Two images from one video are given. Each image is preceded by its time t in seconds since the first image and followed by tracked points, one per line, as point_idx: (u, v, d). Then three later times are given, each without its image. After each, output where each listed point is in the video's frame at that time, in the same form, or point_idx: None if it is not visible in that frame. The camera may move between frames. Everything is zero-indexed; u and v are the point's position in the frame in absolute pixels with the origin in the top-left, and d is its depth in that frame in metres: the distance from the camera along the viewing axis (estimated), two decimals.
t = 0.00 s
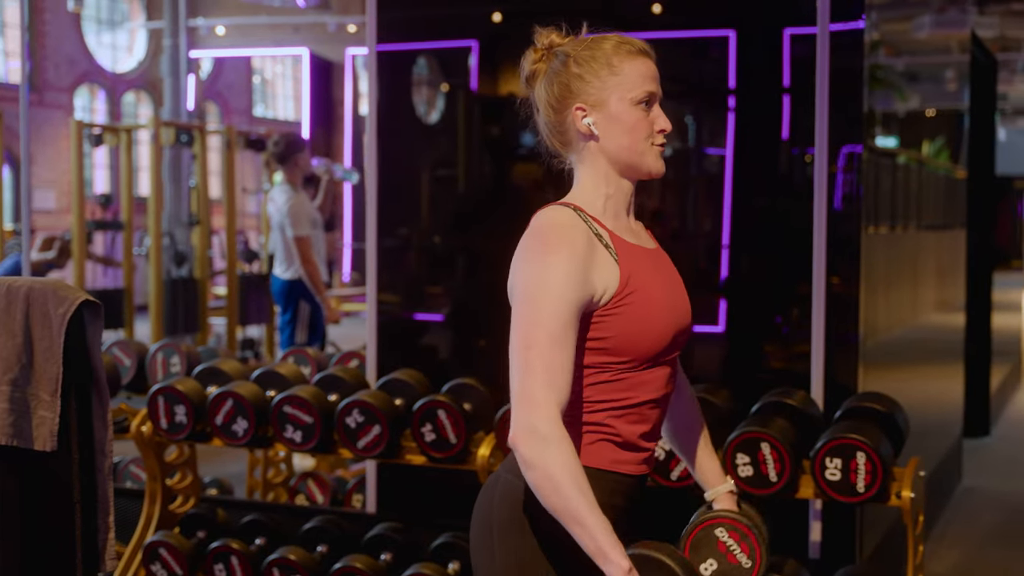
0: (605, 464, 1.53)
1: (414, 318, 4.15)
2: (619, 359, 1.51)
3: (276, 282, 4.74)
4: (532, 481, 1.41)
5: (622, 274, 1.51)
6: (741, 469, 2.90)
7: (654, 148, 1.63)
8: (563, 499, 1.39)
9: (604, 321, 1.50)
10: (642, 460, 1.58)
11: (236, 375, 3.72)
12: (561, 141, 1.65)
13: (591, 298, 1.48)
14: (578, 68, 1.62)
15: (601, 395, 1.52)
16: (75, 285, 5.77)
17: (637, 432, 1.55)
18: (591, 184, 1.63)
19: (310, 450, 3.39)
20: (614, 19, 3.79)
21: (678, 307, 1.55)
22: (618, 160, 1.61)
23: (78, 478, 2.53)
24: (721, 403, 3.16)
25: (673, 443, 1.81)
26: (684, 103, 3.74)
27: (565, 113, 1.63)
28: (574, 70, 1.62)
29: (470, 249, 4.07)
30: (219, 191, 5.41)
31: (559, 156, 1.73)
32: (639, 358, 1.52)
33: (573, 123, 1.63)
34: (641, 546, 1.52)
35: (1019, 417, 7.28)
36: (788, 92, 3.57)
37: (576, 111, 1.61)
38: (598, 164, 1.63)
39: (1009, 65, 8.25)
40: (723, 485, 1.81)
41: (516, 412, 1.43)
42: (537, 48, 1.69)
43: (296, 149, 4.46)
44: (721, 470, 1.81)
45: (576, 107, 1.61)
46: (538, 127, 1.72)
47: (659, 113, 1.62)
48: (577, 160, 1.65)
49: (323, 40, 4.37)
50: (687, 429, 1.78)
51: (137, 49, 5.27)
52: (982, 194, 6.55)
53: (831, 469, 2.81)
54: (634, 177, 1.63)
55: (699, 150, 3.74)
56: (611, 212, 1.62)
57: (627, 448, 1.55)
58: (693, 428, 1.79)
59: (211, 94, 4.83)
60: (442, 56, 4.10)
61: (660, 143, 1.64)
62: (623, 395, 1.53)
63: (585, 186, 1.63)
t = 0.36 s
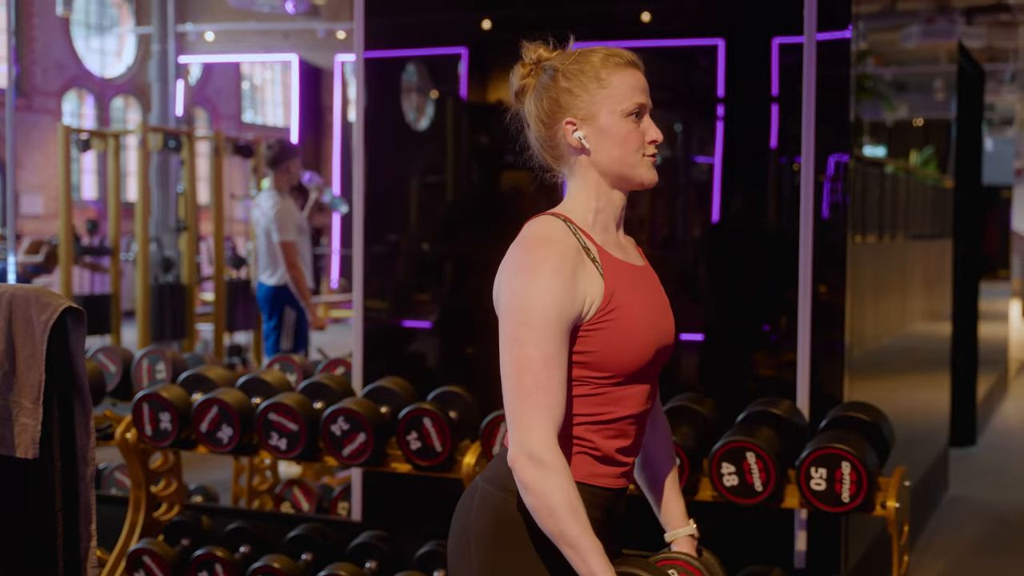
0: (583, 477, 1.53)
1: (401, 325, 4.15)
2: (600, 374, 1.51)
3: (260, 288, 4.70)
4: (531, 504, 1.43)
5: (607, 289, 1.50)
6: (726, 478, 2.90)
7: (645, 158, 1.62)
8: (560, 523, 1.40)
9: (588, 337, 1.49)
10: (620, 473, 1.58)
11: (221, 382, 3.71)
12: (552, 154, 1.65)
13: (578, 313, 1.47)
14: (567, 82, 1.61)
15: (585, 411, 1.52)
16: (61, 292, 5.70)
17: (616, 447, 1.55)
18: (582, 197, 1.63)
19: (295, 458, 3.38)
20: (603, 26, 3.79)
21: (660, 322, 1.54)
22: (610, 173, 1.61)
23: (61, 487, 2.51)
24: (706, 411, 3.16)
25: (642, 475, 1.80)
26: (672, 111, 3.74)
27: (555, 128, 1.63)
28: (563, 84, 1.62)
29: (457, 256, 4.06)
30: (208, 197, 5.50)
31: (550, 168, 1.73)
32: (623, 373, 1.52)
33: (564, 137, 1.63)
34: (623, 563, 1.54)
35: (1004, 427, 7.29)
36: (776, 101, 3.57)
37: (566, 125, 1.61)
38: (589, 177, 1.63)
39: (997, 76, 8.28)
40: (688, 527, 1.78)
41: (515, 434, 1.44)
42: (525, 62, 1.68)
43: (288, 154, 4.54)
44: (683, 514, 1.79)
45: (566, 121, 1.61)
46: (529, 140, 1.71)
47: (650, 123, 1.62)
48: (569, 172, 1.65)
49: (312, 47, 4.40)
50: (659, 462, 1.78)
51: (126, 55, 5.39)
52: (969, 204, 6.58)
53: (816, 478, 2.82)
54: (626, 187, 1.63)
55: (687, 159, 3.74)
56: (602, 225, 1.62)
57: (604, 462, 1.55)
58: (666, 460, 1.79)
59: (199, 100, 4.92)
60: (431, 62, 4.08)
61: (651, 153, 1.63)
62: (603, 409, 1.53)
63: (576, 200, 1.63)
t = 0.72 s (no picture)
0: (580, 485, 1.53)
1: (405, 331, 4.14)
2: (601, 382, 1.51)
3: (264, 294, 4.71)
4: (546, 514, 1.43)
5: (609, 297, 1.50)
6: (731, 485, 2.90)
7: (650, 169, 1.62)
8: (574, 533, 1.42)
9: (591, 346, 1.49)
10: (616, 481, 1.58)
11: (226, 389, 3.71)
12: (558, 163, 1.65)
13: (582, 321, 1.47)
14: (576, 91, 1.62)
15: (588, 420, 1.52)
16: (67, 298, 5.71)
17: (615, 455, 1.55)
18: (585, 206, 1.62)
19: (300, 464, 3.37)
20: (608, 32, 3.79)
21: (660, 331, 1.54)
22: (615, 183, 1.61)
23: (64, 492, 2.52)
24: (710, 418, 3.16)
25: (636, 490, 1.81)
26: (677, 118, 3.75)
27: (562, 136, 1.63)
28: (571, 93, 1.62)
29: (462, 262, 4.06)
30: (212, 204, 5.31)
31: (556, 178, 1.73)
32: (626, 381, 1.52)
33: (570, 145, 1.63)
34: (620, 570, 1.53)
35: (1009, 434, 7.27)
36: (781, 107, 3.57)
37: (573, 132, 1.61)
38: (593, 186, 1.62)
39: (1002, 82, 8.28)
40: (676, 546, 1.76)
41: (527, 443, 1.45)
42: (534, 69, 1.68)
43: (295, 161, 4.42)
44: (675, 532, 1.77)
45: (572, 129, 1.61)
46: (535, 149, 1.71)
47: (658, 134, 1.62)
48: (573, 181, 1.64)
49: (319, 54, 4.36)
50: (652, 475, 1.79)
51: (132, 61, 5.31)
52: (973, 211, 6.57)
53: (820, 485, 2.81)
54: (630, 199, 1.63)
55: (692, 165, 3.74)
56: (606, 233, 1.62)
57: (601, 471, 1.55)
58: (660, 474, 1.79)
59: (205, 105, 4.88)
60: (435, 67, 4.08)
61: (656, 165, 1.63)
62: (604, 417, 1.53)
63: (580, 208, 1.62)
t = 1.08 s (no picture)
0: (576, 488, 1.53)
1: (408, 334, 4.14)
2: (600, 384, 1.50)
3: (266, 295, 4.67)
4: (548, 517, 1.43)
5: (608, 299, 1.50)
6: (733, 488, 2.89)
7: (649, 172, 1.62)
8: (576, 536, 1.42)
9: (589, 348, 1.49)
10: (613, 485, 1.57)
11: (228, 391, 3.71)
12: (557, 164, 1.65)
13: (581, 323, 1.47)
14: (576, 93, 1.61)
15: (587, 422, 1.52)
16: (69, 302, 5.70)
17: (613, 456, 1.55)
18: (583, 207, 1.62)
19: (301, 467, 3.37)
20: (612, 36, 3.79)
21: (659, 332, 1.54)
22: (614, 186, 1.61)
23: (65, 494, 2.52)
24: (711, 421, 3.16)
25: (639, 490, 1.81)
26: (681, 120, 3.74)
27: (561, 137, 1.63)
28: (571, 94, 1.62)
29: (465, 265, 4.06)
30: (216, 207, 5.31)
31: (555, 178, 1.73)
32: (625, 382, 1.51)
33: (570, 147, 1.63)
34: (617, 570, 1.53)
35: (1013, 438, 7.26)
36: (785, 110, 3.57)
37: (573, 134, 1.61)
38: (591, 188, 1.62)
39: (1004, 86, 8.28)
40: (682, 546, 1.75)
41: (528, 447, 1.45)
42: (536, 69, 1.68)
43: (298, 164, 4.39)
44: (680, 532, 1.76)
45: (572, 131, 1.61)
46: (535, 149, 1.71)
47: (658, 138, 1.62)
48: (572, 182, 1.64)
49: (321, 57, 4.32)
50: (654, 480, 1.78)
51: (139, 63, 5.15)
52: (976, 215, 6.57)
53: (823, 488, 2.81)
54: (629, 201, 1.63)
55: (696, 168, 3.74)
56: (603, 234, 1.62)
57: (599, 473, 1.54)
58: (663, 477, 1.78)
59: (209, 108, 4.79)
60: (439, 71, 4.09)
61: (655, 168, 1.63)
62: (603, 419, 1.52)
63: (579, 209, 1.62)
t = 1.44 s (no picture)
0: (583, 482, 1.53)
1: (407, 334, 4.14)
2: (597, 372, 1.51)
3: (266, 296, 4.69)
4: (518, 502, 1.42)
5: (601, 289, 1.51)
6: (732, 487, 2.89)
7: (635, 170, 1.62)
8: (545, 521, 1.40)
9: (585, 335, 1.50)
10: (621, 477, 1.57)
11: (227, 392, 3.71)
12: (543, 158, 1.65)
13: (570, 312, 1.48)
14: (565, 89, 1.61)
15: (584, 411, 1.52)
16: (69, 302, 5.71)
17: (621, 448, 1.55)
18: (569, 203, 1.63)
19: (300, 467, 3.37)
20: (612, 35, 3.79)
21: (655, 322, 1.54)
22: (599, 183, 1.62)
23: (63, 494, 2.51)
24: (711, 420, 3.16)
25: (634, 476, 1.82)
26: (680, 120, 3.75)
27: (549, 132, 1.63)
28: (560, 90, 1.61)
29: (464, 265, 4.06)
30: (216, 207, 5.37)
31: (540, 170, 1.73)
32: (622, 370, 1.52)
33: (557, 142, 1.63)
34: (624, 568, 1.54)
35: (1012, 436, 7.27)
36: (785, 109, 3.57)
37: (561, 130, 1.61)
38: (578, 184, 1.63)
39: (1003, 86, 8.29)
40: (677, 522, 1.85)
41: (505, 430, 1.44)
42: (527, 61, 1.67)
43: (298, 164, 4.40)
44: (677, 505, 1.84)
45: (560, 127, 1.61)
46: (522, 139, 1.71)
47: (645, 138, 1.62)
48: (557, 177, 1.65)
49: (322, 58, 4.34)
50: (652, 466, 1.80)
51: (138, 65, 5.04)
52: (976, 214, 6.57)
53: (822, 487, 2.81)
54: (612, 198, 1.64)
55: (696, 168, 3.74)
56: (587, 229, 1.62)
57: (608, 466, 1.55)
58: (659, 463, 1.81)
59: (208, 109, 4.78)
60: (440, 71, 4.08)
61: (641, 167, 1.63)
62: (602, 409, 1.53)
63: (564, 204, 1.63)
